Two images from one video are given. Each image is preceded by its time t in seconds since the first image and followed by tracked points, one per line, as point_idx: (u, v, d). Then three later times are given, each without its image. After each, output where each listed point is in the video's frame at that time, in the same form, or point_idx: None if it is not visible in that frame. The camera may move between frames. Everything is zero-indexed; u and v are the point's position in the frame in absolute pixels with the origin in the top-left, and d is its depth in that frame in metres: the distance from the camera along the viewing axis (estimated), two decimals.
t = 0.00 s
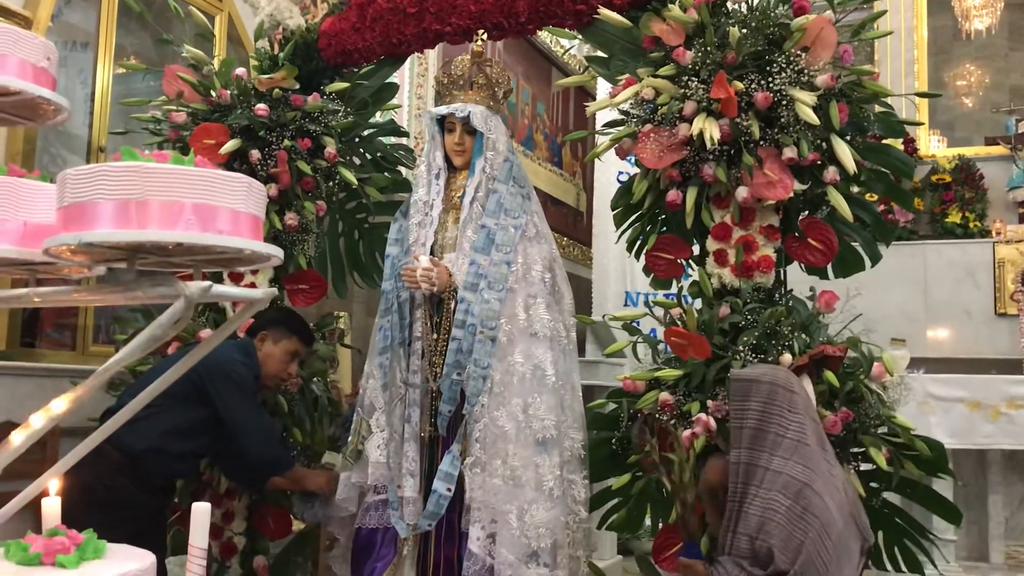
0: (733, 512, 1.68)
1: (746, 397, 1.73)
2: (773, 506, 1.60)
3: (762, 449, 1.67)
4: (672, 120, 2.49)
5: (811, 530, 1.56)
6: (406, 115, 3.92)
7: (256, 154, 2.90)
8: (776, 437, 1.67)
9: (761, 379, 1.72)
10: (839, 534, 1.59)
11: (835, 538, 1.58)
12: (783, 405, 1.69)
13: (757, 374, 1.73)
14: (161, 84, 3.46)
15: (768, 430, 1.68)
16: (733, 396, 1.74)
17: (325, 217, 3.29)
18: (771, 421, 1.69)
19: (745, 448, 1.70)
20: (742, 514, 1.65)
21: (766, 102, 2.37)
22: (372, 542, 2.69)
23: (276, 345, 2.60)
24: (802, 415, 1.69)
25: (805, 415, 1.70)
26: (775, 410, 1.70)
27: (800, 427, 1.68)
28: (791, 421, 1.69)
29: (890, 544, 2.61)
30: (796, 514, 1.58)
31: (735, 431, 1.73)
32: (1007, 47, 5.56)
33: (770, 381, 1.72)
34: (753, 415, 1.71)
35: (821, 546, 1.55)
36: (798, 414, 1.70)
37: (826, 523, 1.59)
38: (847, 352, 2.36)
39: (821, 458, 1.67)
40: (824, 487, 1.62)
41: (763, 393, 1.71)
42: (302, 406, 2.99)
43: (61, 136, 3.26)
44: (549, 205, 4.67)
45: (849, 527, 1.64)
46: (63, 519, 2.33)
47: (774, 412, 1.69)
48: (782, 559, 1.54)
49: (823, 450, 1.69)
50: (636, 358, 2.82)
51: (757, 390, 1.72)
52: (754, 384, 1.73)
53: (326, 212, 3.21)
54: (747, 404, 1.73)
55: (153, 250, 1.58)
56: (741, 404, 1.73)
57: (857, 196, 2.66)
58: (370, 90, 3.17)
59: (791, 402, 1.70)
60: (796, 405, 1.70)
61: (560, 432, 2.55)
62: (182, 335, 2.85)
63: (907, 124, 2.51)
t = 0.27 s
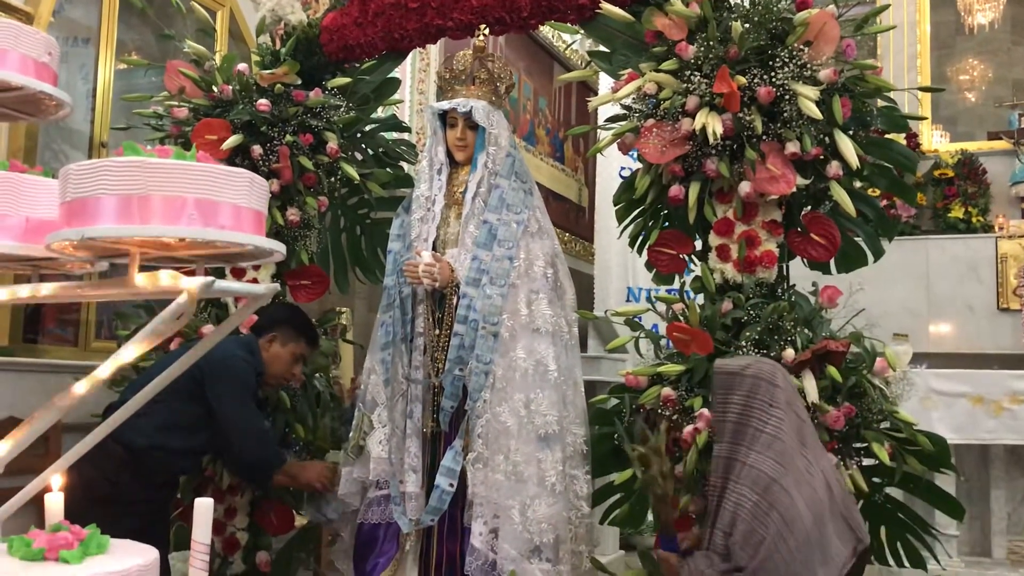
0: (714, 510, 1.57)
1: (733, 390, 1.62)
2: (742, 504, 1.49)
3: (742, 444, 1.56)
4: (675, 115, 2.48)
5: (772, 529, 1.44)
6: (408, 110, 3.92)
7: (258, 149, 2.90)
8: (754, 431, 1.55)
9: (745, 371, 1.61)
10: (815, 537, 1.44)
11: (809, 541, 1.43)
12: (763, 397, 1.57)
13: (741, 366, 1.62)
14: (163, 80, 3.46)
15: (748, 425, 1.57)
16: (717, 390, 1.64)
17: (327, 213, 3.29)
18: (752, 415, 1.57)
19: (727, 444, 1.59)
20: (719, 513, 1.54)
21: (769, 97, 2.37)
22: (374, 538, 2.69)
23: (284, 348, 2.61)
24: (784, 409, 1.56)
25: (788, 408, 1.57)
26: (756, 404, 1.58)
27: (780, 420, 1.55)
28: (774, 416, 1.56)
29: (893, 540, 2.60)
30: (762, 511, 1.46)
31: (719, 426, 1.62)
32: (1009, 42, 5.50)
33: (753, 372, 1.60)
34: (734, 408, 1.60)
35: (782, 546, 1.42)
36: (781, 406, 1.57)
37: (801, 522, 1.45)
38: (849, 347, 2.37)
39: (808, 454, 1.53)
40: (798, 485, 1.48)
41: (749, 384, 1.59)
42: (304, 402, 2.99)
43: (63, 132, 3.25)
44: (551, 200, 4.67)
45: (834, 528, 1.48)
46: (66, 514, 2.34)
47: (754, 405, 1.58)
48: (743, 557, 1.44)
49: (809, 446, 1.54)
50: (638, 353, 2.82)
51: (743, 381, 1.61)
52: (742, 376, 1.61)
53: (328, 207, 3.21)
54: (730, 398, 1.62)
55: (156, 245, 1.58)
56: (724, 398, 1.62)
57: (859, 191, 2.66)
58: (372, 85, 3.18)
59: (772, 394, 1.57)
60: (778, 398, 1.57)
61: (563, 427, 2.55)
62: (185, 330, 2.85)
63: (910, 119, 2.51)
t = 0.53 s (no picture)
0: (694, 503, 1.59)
1: (714, 382, 1.60)
2: (722, 501, 1.51)
3: (722, 439, 1.56)
4: (674, 110, 2.48)
5: (750, 529, 1.46)
6: (407, 107, 3.91)
7: (256, 145, 2.90)
8: (734, 428, 1.55)
9: (728, 366, 1.59)
10: (793, 535, 1.47)
11: (787, 540, 1.46)
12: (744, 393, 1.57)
13: (725, 359, 1.60)
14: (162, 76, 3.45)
15: (730, 420, 1.57)
16: (699, 382, 1.62)
17: (326, 209, 3.29)
18: (733, 411, 1.57)
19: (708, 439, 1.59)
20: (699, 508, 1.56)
21: (768, 92, 2.37)
22: (374, 534, 2.70)
23: (286, 344, 2.61)
24: (764, 405, 1.56)
25: (770, 404, 1.57)
26: (737, 399, 1.57)
27: (761, 416, 1.55)
28: (754, 411, 1.56)
29: (892, 535, 2.61)
30: (740, 511, 1.48)
31: (699, 419, 1.61)
32: (1009, 36, 5.46)
33: (735, 366, 1.59)
34: (715, 402, 1.59)
35: (760, 548, 1.44)
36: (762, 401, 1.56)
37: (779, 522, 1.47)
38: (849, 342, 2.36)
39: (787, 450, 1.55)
40: (777, 485, 1.49)
41: (730, 378, 1.58)
42: (304, 398, 2.98)
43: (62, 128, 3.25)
44: (551, 196, 4.66)
45: (812, 524, 1.50)
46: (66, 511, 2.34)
47: (735, 401, 1.57)
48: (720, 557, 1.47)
49: (789, 443, 1.56)
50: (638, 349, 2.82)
51: (725, 375, 1.59)
52: (723, 369, 1.60)
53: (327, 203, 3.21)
54: (710, 392, 1.61)
55: (155, 241, 1.57)
56: (706, 391, 1.61)
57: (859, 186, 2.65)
58: (371, 82, 3.18)
59: (754, 390, 1.56)
60: (759, 394, 1.56)
61: (563, 423, 2.55)
62: (184, 327, 2.85)
63: (909, 114, 2.51)
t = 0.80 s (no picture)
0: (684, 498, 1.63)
1: (704, 378, 1.65)
2: (714, 496, 1.54)
3: (713, 434, 1.60)
4: (670, 106, 2.48)
5: (742, 524, 1.50)
6: (404, 103, 3.90)
7: (252, 143, 2.89)
8: (726, 423, 1.59)
9: (718, 362, 1.64)
10: (783, 530, 1.51)
11: (777, 535, 1.50)
12: (734, 388, 1.61)
13: (716, 354, 1.66)
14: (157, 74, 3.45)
15: (720, 415, 1.61)
16: (690, 378, 1.67)
17: (322, 206, 3.29)
18: (723, 406, 1.61)
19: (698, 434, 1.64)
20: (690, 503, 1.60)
21: (765, 88, 2.36)
22: (371, 531, 2.70)
23: (283, 341, 2.61)
24: (755, 401, 1.60)
25: (760, 399, 1.61)
26: (728, 394, 1.61)
27: (751, 412, 1.59)
28: (744, 407, 1.60)
29: (889, 529, 2.61)
30: (731, 507, 1.52)
31: (690, 414, 1.66)
32: (1005, 32, 5.41)
33: (726, 362, 1.64)
34: (706, 398, 1.64)
35: (753, 543, 1.48)
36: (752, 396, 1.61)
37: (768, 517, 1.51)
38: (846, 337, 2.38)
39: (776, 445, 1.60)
40: (768, 480, 1.53)
41: (721, 374, 1.63)
42: (301, 395, 2.98)
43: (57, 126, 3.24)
44: (548, 192, 4.66)
45: (799, 521, 1.54)
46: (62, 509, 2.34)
47: (725, 396, 1.61)
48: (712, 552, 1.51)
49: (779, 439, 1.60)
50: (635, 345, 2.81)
51: (716, 370, 1.64)
52: (714, 365, 1.65)
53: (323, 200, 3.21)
54: (701, 388, 1.65)
55: (150, 238, 1.57)
56: (696, 387, 1.66)
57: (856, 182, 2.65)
58: (367, 78, 3.17)
59: (744, 386, 1.60)
60: (750, 389, 1.60)
61: (560, 420, 2.55)
62: (181, 324, 2.85)
63: (906, 109, 2.50)
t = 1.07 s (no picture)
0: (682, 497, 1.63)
1: (702, 378, 1.67)
2: (715, 494, 1.55)
3: (713, 433, 1.61)
4: (666, 104, 2.48)
5: (745, 522, 1.50)
6: (400, 102, 3.89)
7: (248, 142, 2.89)
8: (726, 422, 1.60)
9: (717, 361, 1.66)
10: (782, 528, 1.53)
11: (778, 533, 1.51)
12: (734, 388, 1.62)
13: (714, 354, 1.67)
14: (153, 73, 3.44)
15: (719, 414, 1.62)
16: (688, 377, 1.69)
17: (319, 205, 3.29)
18: (722, 405, 1.62)
19: (696, 433, 1.65)
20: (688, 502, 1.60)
21: (761, 86, 2.36)
22: (369, 530, 2.70)
23: (279, 340, 2.60)
24: (753, 400, 1.61)
25: (758, 400, 1.63)
26: (726, 393, 1.63)
27: (750, 411, 1.60)
28: (743, 406, 1.61)
29: (886, 526, 2.61)
30: (734, 505, 1.52)
31: (687, 413, 1.67)
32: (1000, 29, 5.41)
33: (724, 362, 1.65)
34: (705, 397, 1.65)
35: (756, 541, 1.49)
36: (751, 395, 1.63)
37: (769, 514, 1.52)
38: (842, 335, 2.36)
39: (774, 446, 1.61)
40: (769, 479, 1.54)
41: (719, 373, 1.64)
42: (298, 394, 2.98)
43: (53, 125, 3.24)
44: (545, 190, 4.66)
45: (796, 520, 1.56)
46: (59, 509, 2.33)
47: (724, 396, 1.63)
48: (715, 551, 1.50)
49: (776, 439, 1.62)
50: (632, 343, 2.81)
51: (714, 370, 1.66)
52: (711, 365, 1.67)
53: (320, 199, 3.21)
54: (698, 387, 1.67)
55: (146, 238, 1.57)
56: (694, 387, 1.67)
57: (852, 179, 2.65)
58: (364, 77, 3.15)
59: (743, 386, 1.62)
60: (748, 389, 1.62)
61: (557, 418, 2.55)
62: (177, 324, 2.85)
63: (902, 107, 2.50)
